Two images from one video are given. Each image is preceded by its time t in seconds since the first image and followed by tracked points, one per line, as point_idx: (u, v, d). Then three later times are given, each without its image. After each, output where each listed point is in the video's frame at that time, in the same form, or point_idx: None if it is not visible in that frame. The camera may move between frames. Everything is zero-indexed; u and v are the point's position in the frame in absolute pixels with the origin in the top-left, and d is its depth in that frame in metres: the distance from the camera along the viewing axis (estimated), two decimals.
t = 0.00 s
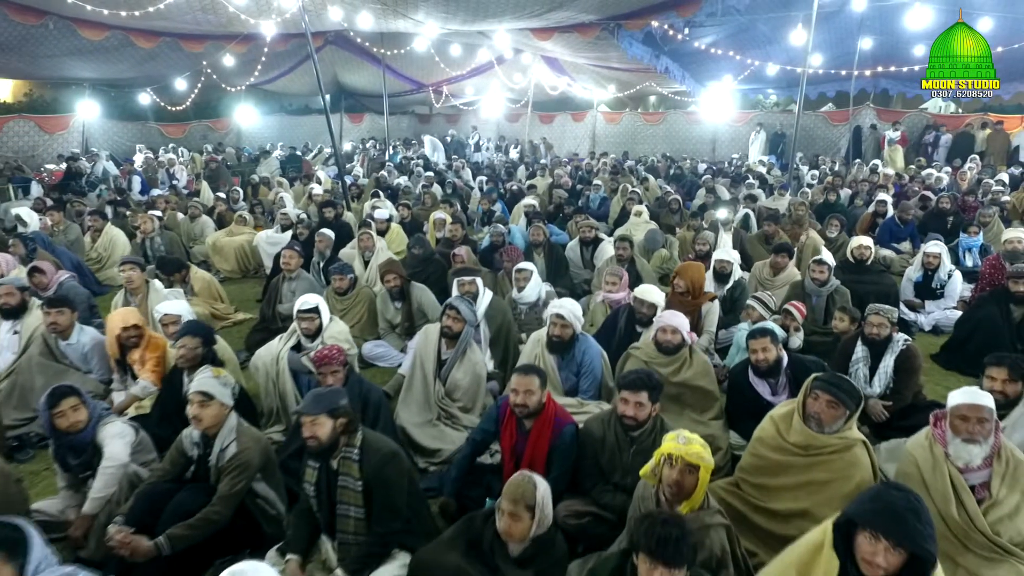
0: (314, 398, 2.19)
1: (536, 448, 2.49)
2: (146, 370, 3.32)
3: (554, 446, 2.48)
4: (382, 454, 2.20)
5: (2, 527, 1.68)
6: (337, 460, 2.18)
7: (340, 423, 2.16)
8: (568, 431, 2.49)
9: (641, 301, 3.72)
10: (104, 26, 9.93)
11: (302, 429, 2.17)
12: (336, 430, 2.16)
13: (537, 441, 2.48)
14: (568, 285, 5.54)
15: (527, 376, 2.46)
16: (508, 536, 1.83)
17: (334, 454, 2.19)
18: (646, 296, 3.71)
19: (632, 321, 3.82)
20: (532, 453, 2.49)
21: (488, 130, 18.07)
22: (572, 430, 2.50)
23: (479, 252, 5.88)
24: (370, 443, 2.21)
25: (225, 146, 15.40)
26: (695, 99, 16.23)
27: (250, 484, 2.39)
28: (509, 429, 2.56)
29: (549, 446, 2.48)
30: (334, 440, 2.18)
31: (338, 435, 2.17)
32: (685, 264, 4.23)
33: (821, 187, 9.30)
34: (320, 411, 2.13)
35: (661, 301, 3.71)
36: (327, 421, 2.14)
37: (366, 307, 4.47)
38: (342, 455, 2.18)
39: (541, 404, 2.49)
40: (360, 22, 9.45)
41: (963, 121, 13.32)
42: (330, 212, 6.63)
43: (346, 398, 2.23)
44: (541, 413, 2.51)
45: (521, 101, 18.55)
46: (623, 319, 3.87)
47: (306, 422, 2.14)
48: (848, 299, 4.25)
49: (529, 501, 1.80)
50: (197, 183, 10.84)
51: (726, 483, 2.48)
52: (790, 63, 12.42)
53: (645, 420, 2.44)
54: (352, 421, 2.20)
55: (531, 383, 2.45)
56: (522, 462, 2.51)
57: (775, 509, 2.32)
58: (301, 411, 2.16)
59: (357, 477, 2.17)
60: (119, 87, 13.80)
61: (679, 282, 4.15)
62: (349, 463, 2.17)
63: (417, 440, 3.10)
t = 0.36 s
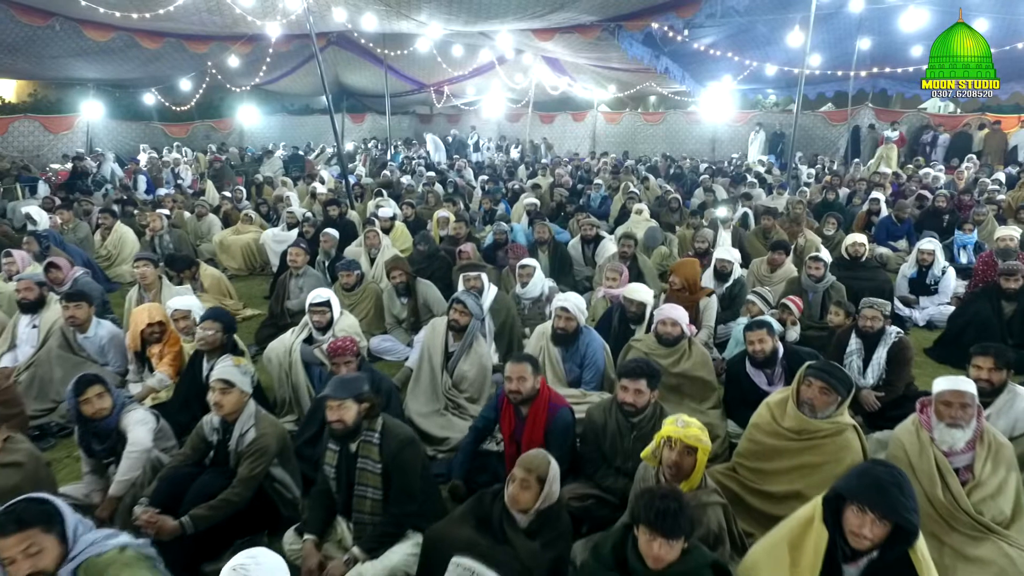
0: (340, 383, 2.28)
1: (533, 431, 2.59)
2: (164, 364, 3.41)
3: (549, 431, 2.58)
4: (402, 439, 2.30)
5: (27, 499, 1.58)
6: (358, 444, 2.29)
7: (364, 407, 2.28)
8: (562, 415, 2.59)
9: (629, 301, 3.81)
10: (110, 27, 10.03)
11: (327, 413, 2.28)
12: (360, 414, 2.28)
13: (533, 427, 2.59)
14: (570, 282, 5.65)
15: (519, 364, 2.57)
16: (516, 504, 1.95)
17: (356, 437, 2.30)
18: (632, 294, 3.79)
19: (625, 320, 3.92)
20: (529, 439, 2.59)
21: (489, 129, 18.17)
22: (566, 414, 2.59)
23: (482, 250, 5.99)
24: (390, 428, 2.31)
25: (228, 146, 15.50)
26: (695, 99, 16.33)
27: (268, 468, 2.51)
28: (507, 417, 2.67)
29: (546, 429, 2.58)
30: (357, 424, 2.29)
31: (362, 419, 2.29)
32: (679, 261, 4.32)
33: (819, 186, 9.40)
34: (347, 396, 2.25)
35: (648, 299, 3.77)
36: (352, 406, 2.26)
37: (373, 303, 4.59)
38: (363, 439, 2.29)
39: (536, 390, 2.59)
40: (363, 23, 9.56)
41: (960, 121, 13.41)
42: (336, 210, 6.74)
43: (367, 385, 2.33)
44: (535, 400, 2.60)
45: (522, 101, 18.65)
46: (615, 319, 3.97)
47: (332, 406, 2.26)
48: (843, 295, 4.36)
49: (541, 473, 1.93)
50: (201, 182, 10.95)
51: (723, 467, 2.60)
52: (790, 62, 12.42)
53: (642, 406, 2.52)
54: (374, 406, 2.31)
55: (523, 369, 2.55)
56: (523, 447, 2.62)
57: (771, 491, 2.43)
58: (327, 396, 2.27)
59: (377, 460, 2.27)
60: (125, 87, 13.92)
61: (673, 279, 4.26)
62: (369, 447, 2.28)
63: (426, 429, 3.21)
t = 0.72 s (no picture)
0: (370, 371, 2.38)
1: (529, 418, 2.69)
2: (177, 356, 3.55)
3: (545, 416, 2.68)
4: (426, 429, 2.39)
5: (55, 482, 1.64)
6: (382, 430, 2.38)
7: (391, 396, 2.38)
8: (557, 401, 2.70)
9: (624, 296, 3.95)
10: (115, 27, 10.13)
11: (355, 400, 2.38)
12: (387, 403, 2.38)
13: (530, 413, 2.69)
14: (571, 279, 5.77)
15: (512, 354, 2.67)
16: (523, 482, 2.06)
17: (380, 424, 2.39)
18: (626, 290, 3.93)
19: (621, 314, 4.02)
20: (527, 425, 2.69)
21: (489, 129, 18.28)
22: (562, 400, 2.70)
23: (485, 248, 6.11)
24: (415, 418, 2.40)
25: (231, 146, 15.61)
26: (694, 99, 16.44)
27: (284, 454, 2.61)
28: (506, 406, 2.78)
29: (541, 416, 2.69)
30: (383, 412, 2.39)
31: (388, 407, 2.38)
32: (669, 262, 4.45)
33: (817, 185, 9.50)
34: (376, 385, 2.35)
35: (643, 295, 3.91)
36: (381, 395, 2.36)
37: (379, 299, 4.70)
38: (388, 426, 2.38)
39: (531, 378, 2.70)
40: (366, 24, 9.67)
41: (958, 121, 13.51)
42: (341, 209, 6.85)
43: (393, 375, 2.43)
44: (530, 389, 2.71)
45: (522, 102, 18.75)
46: (612, 314, 4.08)
47: (361, 394, 2.35)
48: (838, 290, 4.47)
49: (549, 454, 2.04)
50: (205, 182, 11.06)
51: (721, 453, 2.70)
52: (789, 62, 12.52)
53: (635, 391, 2.64)
54: (400, 396, 2.41)
55: (516, 359, 2.66)
56: (522, 435, 2.72)
57: (766, 475, 2.54)
58: (356, 383, 2.37)
59: (400, 447, 2.37)
60: (131, 88, 14.05)
61: (666, 280, 4.38)
62: (393, 434, 2.37)
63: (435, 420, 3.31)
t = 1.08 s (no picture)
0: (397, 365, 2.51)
1: (536, 407, 2.80)
2: (188, 346, 3.64)
3: (551, 406, 2.79)
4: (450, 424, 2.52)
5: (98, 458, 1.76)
6: (404, 423, 2.51)
7: (416, 392, 2.49)
8: (563, 392, 2.81)
9: (630, 285, 4.07)
10: (120, 28, 10.23)
11: (380, 392, 2.50)
12: (411, 398, 2.49)
13: (537, 401, 2.80)
14: (573, 276, 5.88)
15: (520, 345, 2.80)
16: (529, 465, 2.18)
17: (404, 417, 2.52)
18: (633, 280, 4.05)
19: (626, 303, 4.15)
20: (533, 414, 2.81)
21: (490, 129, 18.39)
22: (567, 390, 2.81)
23: (488, 245, 6.22)
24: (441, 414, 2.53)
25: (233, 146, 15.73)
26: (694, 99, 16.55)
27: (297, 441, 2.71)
28: (513, 395, 2.88)
29: (547, 405, 2.80)
30: (407, 406, 2.51)
31: (412, 402, 2.50)
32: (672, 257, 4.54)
33: (815, 184, 9.62)
34: (403, 380, 2.46)
35: (649, 284, 4.03)
36: (406, 390, 2.47)
37: (385, 294, 4.82)
38: (410, 418, 2.51)
39: (538, 369, 2.82)
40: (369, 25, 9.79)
41: (955, 121, 13.58)
42: (346, 207, 6.96)
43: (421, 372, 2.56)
44: (537, 378, 2.83)
45: (523, 102, 18.85)
46: (618, 305, 4.19)
47: (388, 388, 2.47)
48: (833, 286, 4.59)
49: (556, 439, 2.17)
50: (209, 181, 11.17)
51: (717, 440, 2.81)
52: (788, 63, 12.62)
53: (631, 378, 2.77)
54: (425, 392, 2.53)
55: (524, 350, 2.78)
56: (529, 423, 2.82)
57: (759, 459, 2.66)
58: (384, 376, 2.49)
59: (421, 438, 2.50)
60: (134, 88, 14.15)
61: (669, 274, 4.47)
62: (416, 426, 2.50)
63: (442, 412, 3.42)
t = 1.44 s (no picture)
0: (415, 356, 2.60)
1: (545, 396, 2.90)
2: (197, 337, 3.77)
3: (560, 397, 2.89)
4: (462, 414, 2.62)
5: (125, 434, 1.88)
6: (418, 412, 2.62)
7: (430, 385, 2.59)
8: (573, 383, 2.92)
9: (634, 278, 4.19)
10: (125, 29, 10.34)
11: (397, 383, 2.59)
12: (426, 390, 2.59)
13: (546, 391, 2.90)
14: (573, 272, 5.99)
15: (534, 338, 2.92)
16: (534, 449, 2.29)
17: (419, 407, 2.62)
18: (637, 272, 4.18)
19: (629, 295, 4.27)
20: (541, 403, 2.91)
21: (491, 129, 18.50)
22: (576, 382, 2.91)
23: (490, 243, 6.32)
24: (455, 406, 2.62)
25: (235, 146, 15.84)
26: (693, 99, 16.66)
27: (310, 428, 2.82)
28: (523, 386, 2.99)
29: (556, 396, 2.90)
30: (421, 397, 2.61)
31: (427, 394, 2.60)
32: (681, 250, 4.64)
33: (812, 183, 9.73)
34: (420, 373, 2.56)
35: (652, 277, 4.16)
36: (422, 381, 2.56)
37: (389, 289, 4.93)
38: (425, 409, 2.62)
39: (548, 361, 2.93)
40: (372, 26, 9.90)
41: (953, 121, 13.71)
42: (350, 205, 7.08)
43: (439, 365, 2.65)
44: (549, 369, 2.93)
45: (523, 102, 18.96)
46: (620, 297, 4.31)
47: (404, 380, 2.56)
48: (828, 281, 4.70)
49: (557, 423, 2.27)
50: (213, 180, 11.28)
51: (714, 428, 2.93)
52: (786, 64, 12.75)
53: (633, 368, 2.88)
54: (439, 385, 2.63)
55: (537, 342, 2.91)
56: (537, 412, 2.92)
57: (752, 445, 2.78)
58: (401, 368, 2.58)
59: (433, 428, 2.61)
60: (137, 88, 14.25)
61: (679, 265, 4.56)
62: (429, 416, 2.61)
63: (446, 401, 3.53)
